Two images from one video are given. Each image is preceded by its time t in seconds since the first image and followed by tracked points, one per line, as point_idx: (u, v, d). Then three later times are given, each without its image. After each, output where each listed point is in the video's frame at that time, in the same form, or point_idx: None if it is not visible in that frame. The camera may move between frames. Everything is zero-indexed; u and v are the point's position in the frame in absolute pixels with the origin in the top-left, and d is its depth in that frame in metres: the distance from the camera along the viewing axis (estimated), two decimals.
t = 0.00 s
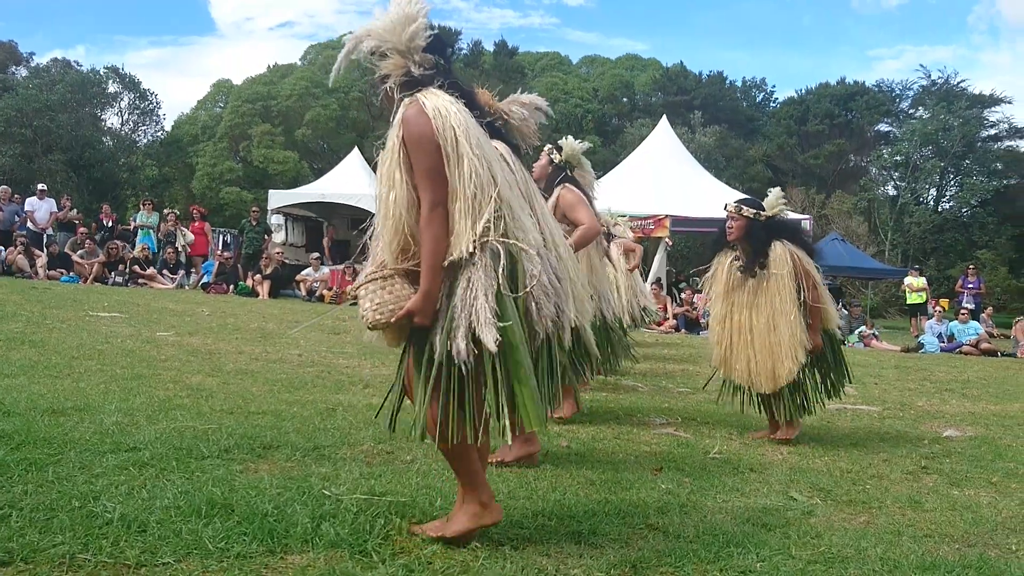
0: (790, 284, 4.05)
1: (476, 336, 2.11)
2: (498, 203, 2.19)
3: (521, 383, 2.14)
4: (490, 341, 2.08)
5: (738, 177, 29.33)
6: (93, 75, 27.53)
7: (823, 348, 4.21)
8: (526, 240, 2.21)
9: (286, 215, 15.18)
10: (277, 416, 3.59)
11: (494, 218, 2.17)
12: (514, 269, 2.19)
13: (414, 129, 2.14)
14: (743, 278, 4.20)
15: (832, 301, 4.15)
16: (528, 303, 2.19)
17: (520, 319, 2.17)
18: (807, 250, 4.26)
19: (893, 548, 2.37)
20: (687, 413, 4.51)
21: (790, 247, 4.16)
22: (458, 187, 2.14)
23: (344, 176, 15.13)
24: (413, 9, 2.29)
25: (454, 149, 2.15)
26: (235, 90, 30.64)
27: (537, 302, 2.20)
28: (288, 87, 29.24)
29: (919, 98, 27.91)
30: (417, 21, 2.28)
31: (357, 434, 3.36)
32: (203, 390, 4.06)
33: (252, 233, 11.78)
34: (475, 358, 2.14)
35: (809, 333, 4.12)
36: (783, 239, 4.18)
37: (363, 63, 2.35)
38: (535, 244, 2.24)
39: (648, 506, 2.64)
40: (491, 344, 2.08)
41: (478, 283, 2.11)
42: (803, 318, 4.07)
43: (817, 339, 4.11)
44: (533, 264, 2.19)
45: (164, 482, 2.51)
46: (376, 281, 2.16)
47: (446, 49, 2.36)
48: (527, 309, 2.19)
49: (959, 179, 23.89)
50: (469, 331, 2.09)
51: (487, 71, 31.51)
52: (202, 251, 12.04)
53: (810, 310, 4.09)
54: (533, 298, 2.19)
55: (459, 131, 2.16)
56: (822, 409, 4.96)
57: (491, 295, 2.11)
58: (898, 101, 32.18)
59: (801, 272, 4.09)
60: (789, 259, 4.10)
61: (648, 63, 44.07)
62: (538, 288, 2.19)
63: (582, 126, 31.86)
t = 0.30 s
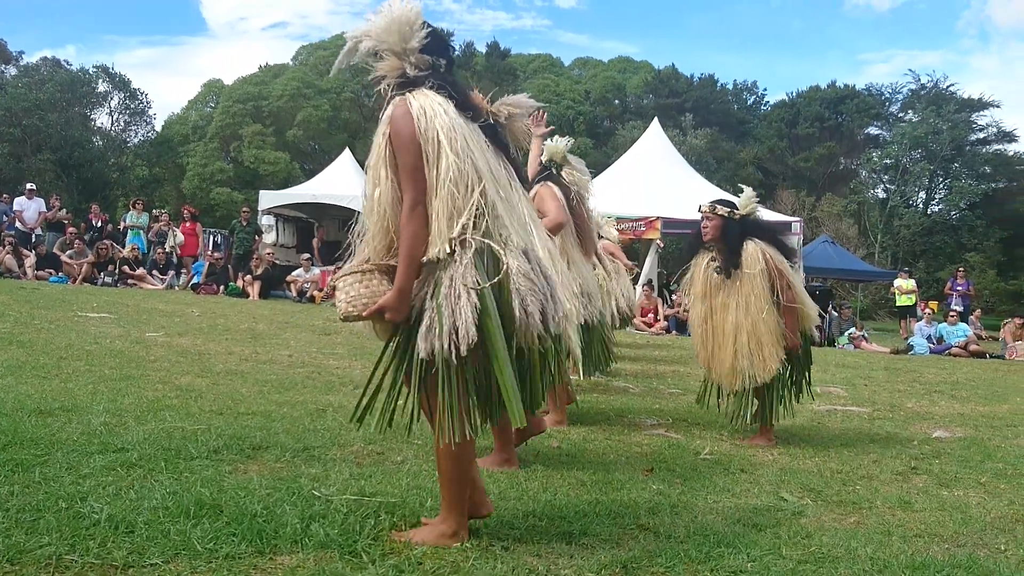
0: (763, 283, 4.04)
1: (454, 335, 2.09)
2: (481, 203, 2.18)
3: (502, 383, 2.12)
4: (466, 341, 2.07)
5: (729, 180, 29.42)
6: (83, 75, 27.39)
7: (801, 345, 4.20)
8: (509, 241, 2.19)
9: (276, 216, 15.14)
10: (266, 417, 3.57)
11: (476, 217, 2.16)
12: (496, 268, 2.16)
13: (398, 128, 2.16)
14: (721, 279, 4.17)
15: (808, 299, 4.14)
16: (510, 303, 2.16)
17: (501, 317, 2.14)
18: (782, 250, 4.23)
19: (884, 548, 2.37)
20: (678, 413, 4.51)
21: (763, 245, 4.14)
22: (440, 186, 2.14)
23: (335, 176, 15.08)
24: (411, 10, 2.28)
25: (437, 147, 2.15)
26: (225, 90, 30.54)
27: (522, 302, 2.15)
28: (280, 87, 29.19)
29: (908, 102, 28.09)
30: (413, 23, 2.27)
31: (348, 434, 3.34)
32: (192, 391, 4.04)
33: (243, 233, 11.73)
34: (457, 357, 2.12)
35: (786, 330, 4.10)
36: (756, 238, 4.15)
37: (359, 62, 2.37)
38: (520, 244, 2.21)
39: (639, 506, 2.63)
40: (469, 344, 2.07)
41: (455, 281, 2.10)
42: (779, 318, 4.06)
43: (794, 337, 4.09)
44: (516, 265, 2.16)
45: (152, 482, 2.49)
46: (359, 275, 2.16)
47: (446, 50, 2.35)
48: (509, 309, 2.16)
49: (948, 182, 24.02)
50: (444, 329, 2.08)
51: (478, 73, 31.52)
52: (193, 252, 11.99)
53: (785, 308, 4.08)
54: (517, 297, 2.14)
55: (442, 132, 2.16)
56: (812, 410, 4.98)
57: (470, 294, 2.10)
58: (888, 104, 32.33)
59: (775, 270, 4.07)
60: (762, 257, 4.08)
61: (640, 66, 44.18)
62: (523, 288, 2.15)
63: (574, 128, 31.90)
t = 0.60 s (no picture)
0: (724, 279, 4.01)
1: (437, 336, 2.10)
2: (471, 205, 2.18)
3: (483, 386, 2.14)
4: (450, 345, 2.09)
5: (721, 182, 29.48)
6: (73, 76, 27.36)
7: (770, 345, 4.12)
8: (500, 245, 2.19)
9: (268, 217, 15.10)
10: (258, 418, 3.56)
11: (465, 220, 2.16)
12: (484, 270, 2.16)
13: (390, 125, 2.16)
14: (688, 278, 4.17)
15: (774, 296, 4.08)
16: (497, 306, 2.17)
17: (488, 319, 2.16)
18: (754, 250, 4.22)
19: (877, 550, 2.36)
20: (670, 415, 4.51)
21: (727, 244, 4.13)
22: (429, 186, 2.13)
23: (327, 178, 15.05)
24: (417, 9, 2.27)
25: (430, 147, 2.15)
26: (217, 92, 30.46)
27: (506, 307, 2.17)
28: (272, 89, 29.13)
29: (899, 105, 28.23)
30: (419, 22, 2.26)
31: (340, 436, 3.33)
32: (183, 393, 4.02)
33: (234, 235, 11.72)
34: (442, 357, 2.14)
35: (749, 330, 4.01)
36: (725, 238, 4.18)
37: (364, 61, 2.38)
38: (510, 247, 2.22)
39: (632, 508, 2.63)
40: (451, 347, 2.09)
41: (441, 283, 2.10)
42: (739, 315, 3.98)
43: (758, 337, 3.99)
44: (502, 269, 2.17)
45: (142, 483, 2.48)
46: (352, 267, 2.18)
47: (453, 49, 2.34)
48: (496, 311, 2.17)
49: (938, 185, 24.13)
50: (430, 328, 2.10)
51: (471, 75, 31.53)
52: (185, 254, 11.95)
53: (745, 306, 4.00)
54: (503, 300, 2.16)
55: (435, 132, 2.16)
56: (804, 412, 4.99)
57: (454, 297, 2.10)
58: (879, 108, 32.48)
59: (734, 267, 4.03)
60: (724, 255, 4.06)
61: (632, 68, 44.26)
62: (509, 293, 2.17)
63: (566, 131, 31.92)
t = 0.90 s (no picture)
0: (686, 282, 3.98)
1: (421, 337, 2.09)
2: (453, 207, 2.18)
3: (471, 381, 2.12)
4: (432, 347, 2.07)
5: (714, 185, 29.55)
6: (64, 80, 27.63)
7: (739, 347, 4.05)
8: (482, 246, 2.18)
9: (261, 221, 15.07)
10: (250, 422, 3.55)
11: (446, 222, 2.16)
12: (466, 269, 2.14)
13: (374, 127, 2.19)
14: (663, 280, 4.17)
15: (740, 297, 3.98)
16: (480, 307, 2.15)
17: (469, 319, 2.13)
18: (732, 253, 4.16)
19: (871, 552, 2.36)
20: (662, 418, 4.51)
21: (697, 245, 4.08)
22: (408, 189, 2.15)
23: (320, 182, 15.02)
24: (416, 7, 2.29)
25: (409, 150, 2.16)
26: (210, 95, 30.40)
27: (488, 308, 2.14)
28: (264, 92, 29.10)
29: (891, 109, 28.34)
30: (419, 20, 2.28)
31: (333, 439, 3.32)
32: (176, 397, 4.00)
33: (227, 239, 11.76)
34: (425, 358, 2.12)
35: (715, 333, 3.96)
36: (701, 240, 4.14)
37: (363, 54, 2.36)
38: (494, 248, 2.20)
39: (625, 510, 2.63)
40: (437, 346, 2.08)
41: (420, 284, 2.10)
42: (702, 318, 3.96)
43: (722, 341, 3.93)
44: (488, 271, 2.15)
45: (133, 488, 2.47)
46: (332, 261, 2.26)
47: (452, 44, 2.34)
48: (477, 312, 2.14)
49: (929, 188, 24.25)
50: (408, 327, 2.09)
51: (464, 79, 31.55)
52: (179, 258, 11.90)
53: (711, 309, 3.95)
54: (486, 299, 2.13)
55: (413, 135, 2.17)
56: (796, 414, 5.00)
57: (435, 298, 2.09)
58: (870, 111, 32.62)
59: (700, 270, 3.98)
60: (690, 258, 4.02)
61: (625, 72, 44.36)
62: (492, 292, 2.14)
63: (559, 134, 31.97)
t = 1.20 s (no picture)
0: (665, 280, 3.94)
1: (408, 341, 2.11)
2: (448, 212, 2.19)
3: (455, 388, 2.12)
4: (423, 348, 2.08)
5: (711, 187, 29.58)
6: (60, 84, 27.59)
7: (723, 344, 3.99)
8: (474, 252, 2.18)
9: (257, 225, 15.05)
10: (247, 426, 3.54)
11: (439, 227, 2.16)
12: (456, 277, 2.15)
13: (370, 127, 2.18)
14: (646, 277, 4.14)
15: (720, 297, 3.92)
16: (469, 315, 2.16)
17: (456, 326, 2.15)
18: (718, 251, 4.09)
19: (868, 552, 2.37)
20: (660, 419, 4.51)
21: (680, 241, 4.01)
22: (401, 192, 2.16)
23: (316, 185, 15.00)
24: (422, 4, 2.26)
25: (404, 153, 2.16)
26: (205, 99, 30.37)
27: (478, 317, 2.15)
28: (260, 96, 29.09)
29: (886, 109, 28.40)
30: (429, 18, 2.24)
31: (330, 443, 3.31)
32: (172, 401, 3.99)
33: (223, 242, 11.73)
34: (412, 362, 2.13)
35: (697, 330, 3.92)
36: (687, 236, 4.07)
37: (371, 51, 2.34)
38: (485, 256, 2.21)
39: (623, 512, 2.63)
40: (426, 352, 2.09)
41: (410, 290, 2.12)
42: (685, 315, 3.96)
43: (704, 338, 3.88)
44: (478, 280, 2.16)
45: (130, 493, 2.46)
46: (323, 257, 2.27)
47: (459, 44, 2.32)
48: (465, 319, 2.16)
49: (925, 189, 24.29)
50: (397, 332, 2.12)
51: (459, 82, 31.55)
52: (175, 263, 11.86)
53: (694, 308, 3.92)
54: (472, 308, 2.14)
55: (410, 138, 2.17)
56: (794, 415, 5.00)
57: (426, 303, 2.11)
58: (866, 111, 32.67)
59: (679, 268, 3.92)
60: (669, 254, 3.96)
61: (621, 74, 44.38)
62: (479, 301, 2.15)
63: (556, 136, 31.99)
